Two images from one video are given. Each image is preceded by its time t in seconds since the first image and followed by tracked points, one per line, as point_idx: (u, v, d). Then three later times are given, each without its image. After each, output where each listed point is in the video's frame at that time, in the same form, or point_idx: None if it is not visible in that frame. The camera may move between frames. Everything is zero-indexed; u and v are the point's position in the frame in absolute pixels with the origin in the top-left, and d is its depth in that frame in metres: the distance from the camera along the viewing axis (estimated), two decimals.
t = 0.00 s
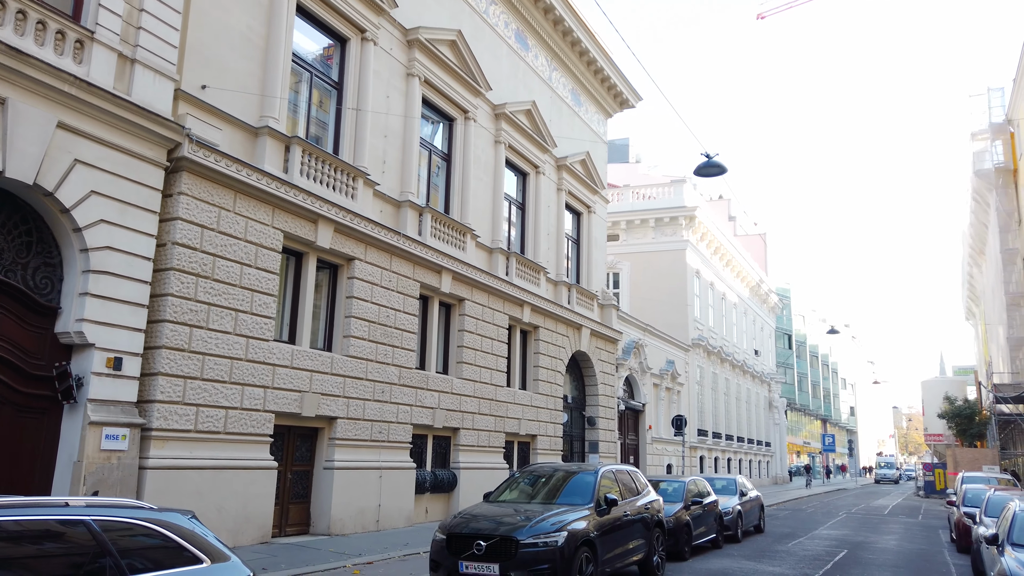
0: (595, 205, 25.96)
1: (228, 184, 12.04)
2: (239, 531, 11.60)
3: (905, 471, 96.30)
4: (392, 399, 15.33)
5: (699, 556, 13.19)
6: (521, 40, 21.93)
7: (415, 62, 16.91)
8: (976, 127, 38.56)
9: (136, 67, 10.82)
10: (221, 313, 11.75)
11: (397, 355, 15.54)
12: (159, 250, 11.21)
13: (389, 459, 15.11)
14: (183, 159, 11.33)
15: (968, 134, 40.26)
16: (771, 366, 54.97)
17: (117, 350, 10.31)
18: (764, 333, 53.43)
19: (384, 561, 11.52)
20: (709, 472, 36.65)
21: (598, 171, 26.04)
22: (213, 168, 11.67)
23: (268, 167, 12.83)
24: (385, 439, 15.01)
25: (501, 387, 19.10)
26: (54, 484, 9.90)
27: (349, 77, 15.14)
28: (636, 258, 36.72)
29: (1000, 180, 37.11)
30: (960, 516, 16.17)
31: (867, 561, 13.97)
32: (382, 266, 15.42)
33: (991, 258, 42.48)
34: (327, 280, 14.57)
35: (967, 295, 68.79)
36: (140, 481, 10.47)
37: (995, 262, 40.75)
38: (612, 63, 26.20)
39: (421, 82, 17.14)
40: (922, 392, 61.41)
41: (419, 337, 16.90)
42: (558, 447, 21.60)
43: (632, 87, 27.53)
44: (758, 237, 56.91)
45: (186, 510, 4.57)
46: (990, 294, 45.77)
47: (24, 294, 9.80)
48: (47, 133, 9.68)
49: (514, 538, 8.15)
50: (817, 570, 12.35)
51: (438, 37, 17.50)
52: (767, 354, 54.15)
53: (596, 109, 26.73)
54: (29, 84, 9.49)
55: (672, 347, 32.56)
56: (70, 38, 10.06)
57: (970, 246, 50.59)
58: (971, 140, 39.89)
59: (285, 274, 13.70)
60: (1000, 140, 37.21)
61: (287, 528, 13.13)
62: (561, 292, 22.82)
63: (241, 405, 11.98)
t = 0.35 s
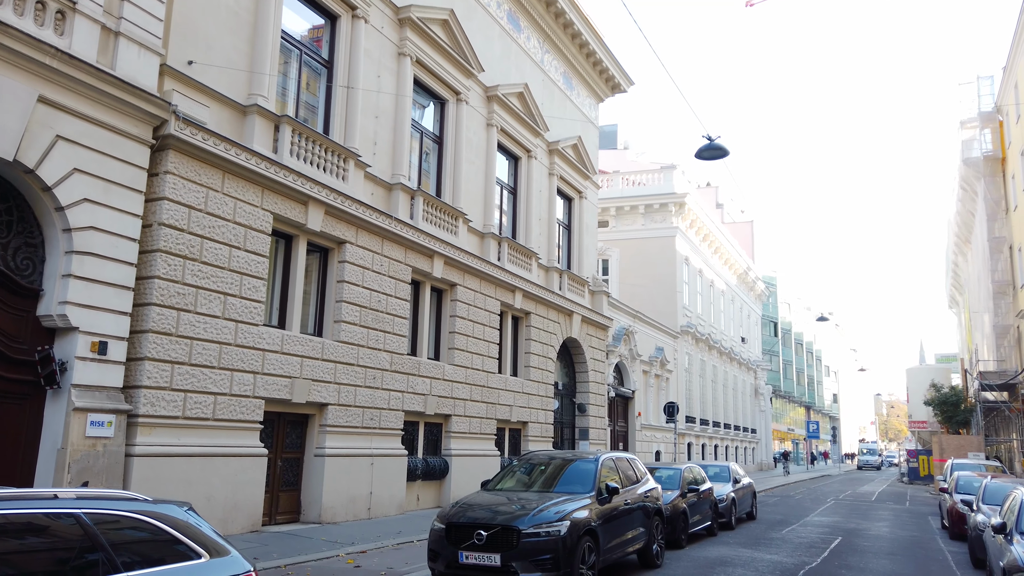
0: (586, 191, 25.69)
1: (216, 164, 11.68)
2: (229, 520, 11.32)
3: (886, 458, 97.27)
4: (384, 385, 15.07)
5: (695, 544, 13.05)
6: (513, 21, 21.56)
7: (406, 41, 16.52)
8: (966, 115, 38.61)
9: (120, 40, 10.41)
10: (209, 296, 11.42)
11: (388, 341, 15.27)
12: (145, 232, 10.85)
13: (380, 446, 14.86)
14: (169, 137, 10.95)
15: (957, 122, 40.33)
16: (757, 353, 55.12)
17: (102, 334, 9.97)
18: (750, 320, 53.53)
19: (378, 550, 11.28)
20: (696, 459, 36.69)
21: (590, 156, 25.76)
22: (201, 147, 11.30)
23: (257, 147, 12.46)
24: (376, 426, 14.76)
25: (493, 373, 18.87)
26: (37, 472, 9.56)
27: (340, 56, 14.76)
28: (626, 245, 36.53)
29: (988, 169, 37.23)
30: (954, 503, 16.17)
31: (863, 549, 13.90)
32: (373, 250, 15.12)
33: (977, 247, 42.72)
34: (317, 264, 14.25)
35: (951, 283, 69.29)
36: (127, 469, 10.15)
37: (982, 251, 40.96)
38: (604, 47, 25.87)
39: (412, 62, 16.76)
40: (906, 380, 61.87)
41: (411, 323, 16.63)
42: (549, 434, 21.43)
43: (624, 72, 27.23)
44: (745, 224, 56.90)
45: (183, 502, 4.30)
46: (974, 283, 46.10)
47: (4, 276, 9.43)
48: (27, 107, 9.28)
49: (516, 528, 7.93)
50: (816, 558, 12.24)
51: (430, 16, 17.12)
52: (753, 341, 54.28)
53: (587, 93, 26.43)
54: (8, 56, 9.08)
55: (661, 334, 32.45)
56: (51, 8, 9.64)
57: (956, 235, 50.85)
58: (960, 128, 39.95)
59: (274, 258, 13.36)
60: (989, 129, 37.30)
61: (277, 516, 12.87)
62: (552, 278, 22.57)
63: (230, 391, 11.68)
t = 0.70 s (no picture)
0: (579, 180, 25.48)
1: (208, 148, 11.38)
2: (221, 512, 11.08)
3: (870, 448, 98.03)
4: (378, 375, 14.86)
5: (693, 536, 12.93)
6: (508, 7, 21.27)
7: (400, 25, 16.20)
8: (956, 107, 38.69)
9: (108, 18, 10.06)
10: (200, 284, 11.13)
11: (382, 330, 15.04)
12: (135, 217, 10.55)
13: (373, 437, 14.65)
14: (160, 120, 10.64)
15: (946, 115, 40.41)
16: (744, 344, 55.25)
17: (91, 322, 9.68)
18: (738, 312, 53.65)
19: (374, 542, 11.07)
20: (684, 449, 36.71)
21: (583, 145, 25.54)
22: (192, 131, 11.00)
23: (249, 131, 12.15)
24: (370, 417, 14.55)
25: (486, 363, 18.68)
26: (24, 464, 9.28)
27: (333, 39, 14.45)
28: (616, 235, 36.36)
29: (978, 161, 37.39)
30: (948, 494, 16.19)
31: (860, 540, 13.85)
32: (367, 238, 14.86)
33: (965, 239, 42.96)
34: (310, 251, 13.98)
35: (936, 275, 69.74)
36: (116, 461, 9.89)
37: (969, 243, 41.19)
38: (598, 34, 25.61)
39: (406, 47, 16.45)
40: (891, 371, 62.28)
41: (404, 312, 16.40)
42: (541, 424, 21.27)
43: (617, 60, 26.99)
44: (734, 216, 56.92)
45: (187, 498, 4.08)
46: (960, 275, 46.41)
47: None
48: (14, 87, 8.95)
49: (520, 522, 7.75)
50: (815, 550, 12.16)
51: None
52: (741, 332, 54.38)
53: (580, 81, 26.19)
54: None
55: (652, 325, 32.35)
56: None
57: (943, 227, 51.10)
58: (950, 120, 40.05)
59: (267, 245, 13.08)
60: (979, 121, 37.40)
61: (269, 508, 12.65)
62: (545, 267, 22.36)
63: (223, 381, 11.42)
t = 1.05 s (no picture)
0: (562, 171, 25.30)
1: (188, 133, 11.04)
2: (201, 508, 10.79)
3: (844, 439, 99.20)
4: (361, 367, 14.61)
5: (681, 530, 12.84)
6: None
7: (385, 11, 15.89)
8: (934, 102, 39.02)
9: None
10: (180, 274, 10.81)
11: (365, 322, 14.78)
12: (112, 205, 10.19)
13: (357, 431, 14.41)
14: (138, 104, 10.28)
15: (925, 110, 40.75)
16: (723, 337, 55.56)
17: (66, 312, 9.34)
18: (717, 305, 53.87)
19: (359, 538, 10.85)
20: (664, 442, 36.79)
21: (567, 136, 25.35)
22: (171, 115, 10.65)
23: (230, 117, 11.82)
24: (353, 410, 14.31)
25: (470, 356, 18.49)
26: None
27: (316, 24, 14.13)
28: (598, 228, 36.26)
29: (955, 157, 37.75)
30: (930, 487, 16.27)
31: (845, 533, 13.86)
32: (351, 228, 14.58)
33: (941, 234, 43.44)
34: (292, 241, 13.66)
35: (911, 270, 70.55)
36: (92, 456, 9.56)
37: (945, 238, 41.65)
38: (582, 25, 25.39)
39: (390, 34, 16.15)
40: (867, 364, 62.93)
41: (388, 304, 16.14)
42: (524, 417, 21.13)
43: (601, 51, 26.82)
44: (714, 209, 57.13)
45: (176, 497, 3.83)
46: (936, 269, 46.95)
47: None
48: None
49: (513, 518, 7.58)
50: (803, 543, 12.12)
51: None
52: (719, 325, 54.63)
53: (564, 71, 25.98)
54: None
55: (633, 318, 32.30)
56: None
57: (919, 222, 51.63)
58: (928, 116, 40.39)
59: (248, 234, 12.75)
60: (956, 117, 37.74)
61: (250, 504, 12.37)
62: (528, 259, 22.18)
63: (203, 374, 11.11)
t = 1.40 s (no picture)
0: (542, 165, 25.12)
1: (163, 120, 10.66)
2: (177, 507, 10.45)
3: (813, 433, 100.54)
4: (340, 362, 14.32)
5: (666, 526, 12.74)
6: None
7: None
8: (907, 101, 39.48)
9: None
10: (155, 265, 10.44)
11: (344, 316, 14.49)
12: (83, 192, 9.80)
13: (336, 426, 14.12)
14: (111, 87, 9.88)
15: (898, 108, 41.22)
16: (697, 333, 55.85)
17: (35, 304, 8.96)
18: (691, 300, 54.14)
19: (340, 537, 10.59)
20: (640, 437, 36.85)
21: (546, 130, 25.16)
22: (146, 101, 10.26)
23: (207, 103, 11.45)
24: (332, 406, 14.02)
25: (450, 350, 18.26)
26: None
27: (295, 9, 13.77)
28: (576, 222, 36.15)
29: (927, 155, 38.24)
30: (909, 482, 16.38)
31: (827, 529, 13.88)
32: (330, 219, 14.26)
33: (912, 231, 44.02)
34: (270, 232, 13.32)
35: (880, 267, 71.48)
36: (63, 453, 9.18)
37: (916, 235, 42.22)
38: (563, 18, 25.20)
39: (370, 21, 15.81)
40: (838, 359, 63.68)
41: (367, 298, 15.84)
42: (503, 413, 20.95)
43: (581, 44, 26.66)
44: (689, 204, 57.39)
45: (165, 502, 3.57)
46: (906, 266, 47.60)
47: None
48: None
49: (505, 517, 7.40)
50: (788, 539, 12.08)
51: None
52: (693, 320, 54.90)
53: (544, 64, 25.81)
54: None
55: (610, 312, 32.25)
56: None
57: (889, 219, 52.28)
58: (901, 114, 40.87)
59: (224, 224, 12.38)
60: (929, 115, 38.21)
61: (227, 502, 12.03)
62: (508, 253, 21.95)
63: (178, 368, 10.76)
